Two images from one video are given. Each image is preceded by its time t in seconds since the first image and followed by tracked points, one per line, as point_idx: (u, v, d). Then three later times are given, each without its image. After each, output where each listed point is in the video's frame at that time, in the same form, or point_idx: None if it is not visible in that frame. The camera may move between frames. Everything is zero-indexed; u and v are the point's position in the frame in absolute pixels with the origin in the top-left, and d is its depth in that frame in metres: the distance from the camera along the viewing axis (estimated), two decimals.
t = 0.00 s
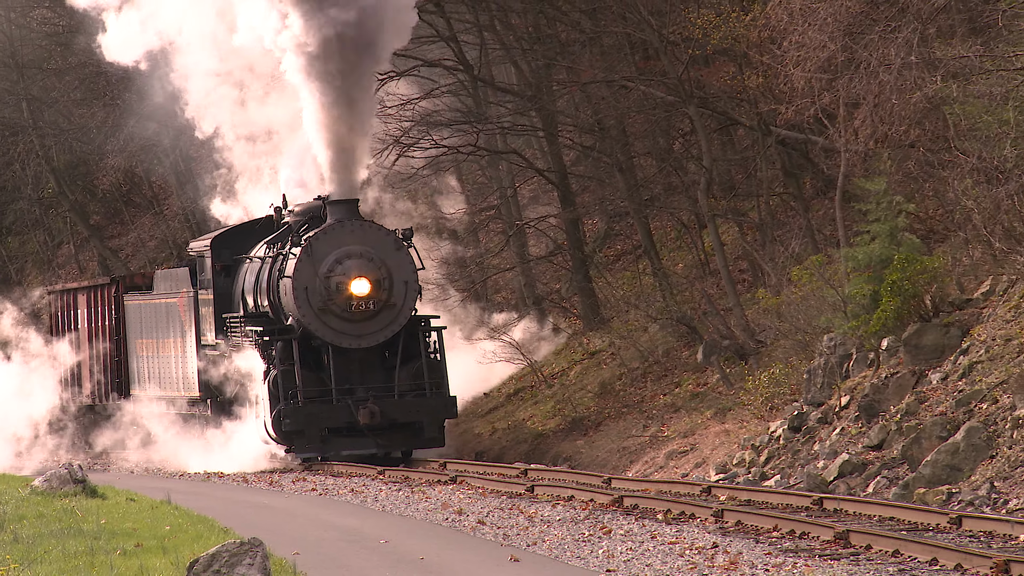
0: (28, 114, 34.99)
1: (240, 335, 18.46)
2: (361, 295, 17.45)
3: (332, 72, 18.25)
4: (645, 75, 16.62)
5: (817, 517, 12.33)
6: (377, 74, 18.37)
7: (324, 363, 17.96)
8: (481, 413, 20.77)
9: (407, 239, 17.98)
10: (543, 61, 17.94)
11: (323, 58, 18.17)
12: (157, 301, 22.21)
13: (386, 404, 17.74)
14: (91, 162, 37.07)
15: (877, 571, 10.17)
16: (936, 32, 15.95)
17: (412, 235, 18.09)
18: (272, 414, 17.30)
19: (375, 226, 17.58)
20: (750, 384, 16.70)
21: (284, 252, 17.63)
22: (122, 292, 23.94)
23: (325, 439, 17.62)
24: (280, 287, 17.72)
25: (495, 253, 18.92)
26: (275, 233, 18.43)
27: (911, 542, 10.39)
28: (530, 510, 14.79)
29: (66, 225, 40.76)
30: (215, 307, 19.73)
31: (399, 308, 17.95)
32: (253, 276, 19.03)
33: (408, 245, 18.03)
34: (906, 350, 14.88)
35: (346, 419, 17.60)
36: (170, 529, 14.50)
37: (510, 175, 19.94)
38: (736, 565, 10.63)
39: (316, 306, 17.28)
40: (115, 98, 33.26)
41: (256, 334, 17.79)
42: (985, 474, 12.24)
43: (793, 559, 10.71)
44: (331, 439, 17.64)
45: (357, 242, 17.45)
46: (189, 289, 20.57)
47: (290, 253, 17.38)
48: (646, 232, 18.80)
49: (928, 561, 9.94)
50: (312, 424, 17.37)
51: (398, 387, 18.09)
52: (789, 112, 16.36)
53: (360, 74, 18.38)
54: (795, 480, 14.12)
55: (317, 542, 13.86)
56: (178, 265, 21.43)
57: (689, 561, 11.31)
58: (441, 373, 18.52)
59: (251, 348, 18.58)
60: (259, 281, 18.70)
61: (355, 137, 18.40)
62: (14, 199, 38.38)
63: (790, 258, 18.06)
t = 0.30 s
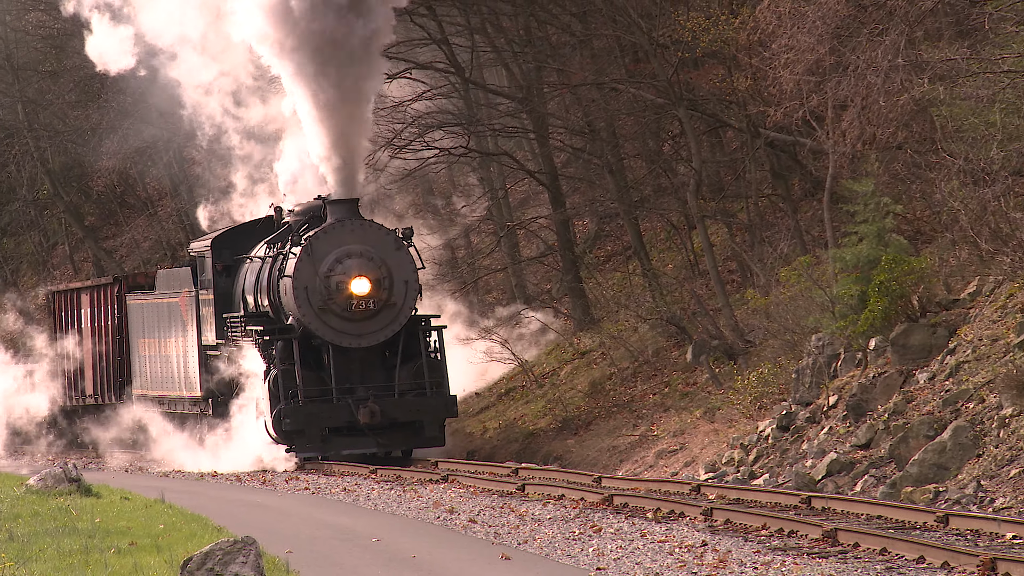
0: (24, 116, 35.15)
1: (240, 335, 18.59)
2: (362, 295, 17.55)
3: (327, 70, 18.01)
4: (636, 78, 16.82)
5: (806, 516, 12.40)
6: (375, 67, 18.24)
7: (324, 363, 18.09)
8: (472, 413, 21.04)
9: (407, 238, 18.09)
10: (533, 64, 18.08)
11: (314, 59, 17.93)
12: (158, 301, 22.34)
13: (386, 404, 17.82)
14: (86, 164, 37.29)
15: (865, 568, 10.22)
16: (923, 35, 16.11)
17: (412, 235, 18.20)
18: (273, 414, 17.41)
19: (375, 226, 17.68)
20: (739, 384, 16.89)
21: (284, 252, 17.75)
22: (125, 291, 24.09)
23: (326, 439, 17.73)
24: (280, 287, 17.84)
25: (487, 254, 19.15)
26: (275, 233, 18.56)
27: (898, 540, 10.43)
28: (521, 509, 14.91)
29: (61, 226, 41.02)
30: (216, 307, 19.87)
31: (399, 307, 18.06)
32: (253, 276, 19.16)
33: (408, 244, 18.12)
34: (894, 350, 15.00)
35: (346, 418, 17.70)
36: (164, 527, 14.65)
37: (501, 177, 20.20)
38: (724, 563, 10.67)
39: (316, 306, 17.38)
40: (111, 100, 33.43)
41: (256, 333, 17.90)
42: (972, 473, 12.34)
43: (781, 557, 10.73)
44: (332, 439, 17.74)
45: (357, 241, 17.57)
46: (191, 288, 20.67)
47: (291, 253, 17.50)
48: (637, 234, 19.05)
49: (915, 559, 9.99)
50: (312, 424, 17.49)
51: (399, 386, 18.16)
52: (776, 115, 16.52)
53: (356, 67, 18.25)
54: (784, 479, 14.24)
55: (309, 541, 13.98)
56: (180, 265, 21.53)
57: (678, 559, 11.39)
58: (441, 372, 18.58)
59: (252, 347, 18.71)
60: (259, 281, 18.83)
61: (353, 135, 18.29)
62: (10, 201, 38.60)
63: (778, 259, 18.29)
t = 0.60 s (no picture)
0: (19, 118, 35.32)
1: (241, 333, 18.64)
2: (363, 293, 17.64)
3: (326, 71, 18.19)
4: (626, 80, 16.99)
5: (797, 515, 12.38)
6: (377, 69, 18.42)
7: (325, 361, 18.17)
8: (464, 412, 21.28)
9: (407, 237, 18.20)
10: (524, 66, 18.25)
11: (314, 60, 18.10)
12: (161, 300, 22.40)
13: (388, 402, 17.97)
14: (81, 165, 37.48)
15: (854, 567, 10.23)
16: (910, 37, 16.29)
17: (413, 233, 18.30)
18: (274, 412, 17.46)
19: (376, 224, 17.76)
20: (728, 383, 17.07)
21: (284, 251, 17.78)
22: (129, 290, 24.17)
23: (327, 437, 17.83)
24: (281, 286, 17.87)
25: (479, 254, 19.37)
26: (276, 232, 18.58)
27: (887, 538, 10.46)
28: (513, 507, 15.04)
29: (57, 227, 41.19)
30: (217, 308, 19.99)
31: (400, 305, 18.17)
32: (253, 276, 19.24)
33: (409, 242, 18.19)
34: (882, 349, 15.13)
35: (348, 416, 17.78)
36: (159, 525, 14.77)
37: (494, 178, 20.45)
38: (715, 561, 10.69)
39: (318, 303, 17.42)
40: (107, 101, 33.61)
41: (257, 332, 17.93)
42: (960, 472, 12.44)
43: (770, 555, 10.78)
44: (333, 437, 17.83)
45: (358, 239, 17.63)
46: (193, 288, 20.76)
47: (292, 251, 17.53)
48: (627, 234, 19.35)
49: (904, 557, 9.97)
50: (314, 422, 17.57)
51: (400, 384, 18.29)
52: (765, 117, 16.66)
53: (357, 69, 18.44)
54: (773, 477, 14.33)
55: (303, 538, 14.08)
56: (181, 265, 21.64)
57: (668, 557, 11.41)
58: (442, 371, 18.77)
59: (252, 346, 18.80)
60: (259, 280, 18.90)
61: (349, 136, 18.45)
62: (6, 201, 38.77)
63: (767, 260, 18.54)
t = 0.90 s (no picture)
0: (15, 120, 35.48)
1: (241, 333, 18.76)
2: (361, 291, 17.77)
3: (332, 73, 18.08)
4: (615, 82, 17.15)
5: (784, 513, 12.53)
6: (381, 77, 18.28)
7: (324, 360, 18.29)
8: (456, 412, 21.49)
9: (406, 236, 18.33)
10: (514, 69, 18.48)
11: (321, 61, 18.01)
12: (162, 300, 22.53)
13: (387, 401, 18.09)
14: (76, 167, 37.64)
15: (840, 564, 10.36)
16: (897, 40, 16.48)
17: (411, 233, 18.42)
18: (273, 411, 17.55)
19: (374, 223, 17.88)
20: (716, 383, 17.25)
21: (284, 250, 17.91)
22: (130, 290, 24.29)
23: (325, 435, 17.93)
24: (281, 285, 17.98)
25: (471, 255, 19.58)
26: (275, 232, 18.73)
27: (872, 537, 10.61)
28: (503, 506, 15.18)
29: (51, 228, 41.36)
30: (217, 308, 20.13)
31: (399, 304, 18.30)
32: (253, 276, 19.37)
33: (407, 242, 18.34)
34: (869, 349, 15.27)
35: (346, 415, 17.89)
36: (152, 524, 14.92)
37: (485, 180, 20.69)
38: (703, 559, 10.81)
39: (317, 303, 17.55)
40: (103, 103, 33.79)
41: (256, 331, 18.06)
42: (946, 471, 12.55)
43: (758, 553, 10.88)
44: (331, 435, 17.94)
45: (357, 238, 17.75)
46: (195, 288, 20.88)
47: (290, 250, 17.65)
48: (615, 235, 19.57)
49: (891, 555, 10.09)
50: (312, 421, 17.66)
51: (399, 383, 18.41)
52: (753, 119, 16.83)
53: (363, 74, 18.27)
54: (761, 476, 14.44)
55: (295, 537, 14.23)
56: (182, 265, 21.81)
57: (656, 556, 11.52)
58: (441, 370, 18.92)
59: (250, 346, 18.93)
60: (259, 280, 19.04)
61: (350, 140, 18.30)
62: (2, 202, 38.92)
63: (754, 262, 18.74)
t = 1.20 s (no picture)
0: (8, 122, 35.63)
1: (239, 333, 18.85)
2: (358, 291, 17.88)
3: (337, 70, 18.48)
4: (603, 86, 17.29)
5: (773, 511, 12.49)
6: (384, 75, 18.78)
7: (322, 360, 18.36)
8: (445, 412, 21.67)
9: (403, 236, 18.43)
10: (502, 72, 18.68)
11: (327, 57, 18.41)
12: (161, 300, 22.63)
13: (384, 401, 18.13)
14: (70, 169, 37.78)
15: (826, 563, 10.42)
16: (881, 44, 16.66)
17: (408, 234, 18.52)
18: (270, 411, 17.62)
19: (371, 223, 17.98)
20: (702, 383, 17.40)
21: (281, 250, 18.00)
22: (129, 291, 24.41)
23: (322, 435, 18.00)
24: (280, 285, 18.04)
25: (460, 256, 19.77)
26: (274, 233, 18.83)
27: (858, 535, 10.73)
28: (492, 506, 15.30)
29: (44, 230, 41.48)
30: (217, 307, 20.20)
31: (396, 304, 18.41)
32: (252, 275, 19.44)
33: (404, 242, 18.50)
34: (855, 350, 15.40)
35: (343, 415, 17.95)
36: (143, 523, 15.06)
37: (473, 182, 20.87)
38: (688, 558, 10.91)
39: (314, 302, 17.66)
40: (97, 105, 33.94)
41: (254, 330, 18.14)
42: (931, 471, 12.66)
43: (744, 553, 10.94)
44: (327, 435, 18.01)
45: (354, 238, 17.86)
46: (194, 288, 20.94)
47: (288, 250, 17.75)
48: (603, 237, 19.77)
49: (876, 553, 10.16)
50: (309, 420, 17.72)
51: (396, 383, 18.47)
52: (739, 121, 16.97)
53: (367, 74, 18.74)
54: (747, 476, 14.55)
55: (283, 537, 14.38)
56: (181, 266, 21.93)
57: (644, 554, 11.51)
58: (437, 370, 18.98)
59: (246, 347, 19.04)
60: (257, 280, 19.12)
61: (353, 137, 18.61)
62: None
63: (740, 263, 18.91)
